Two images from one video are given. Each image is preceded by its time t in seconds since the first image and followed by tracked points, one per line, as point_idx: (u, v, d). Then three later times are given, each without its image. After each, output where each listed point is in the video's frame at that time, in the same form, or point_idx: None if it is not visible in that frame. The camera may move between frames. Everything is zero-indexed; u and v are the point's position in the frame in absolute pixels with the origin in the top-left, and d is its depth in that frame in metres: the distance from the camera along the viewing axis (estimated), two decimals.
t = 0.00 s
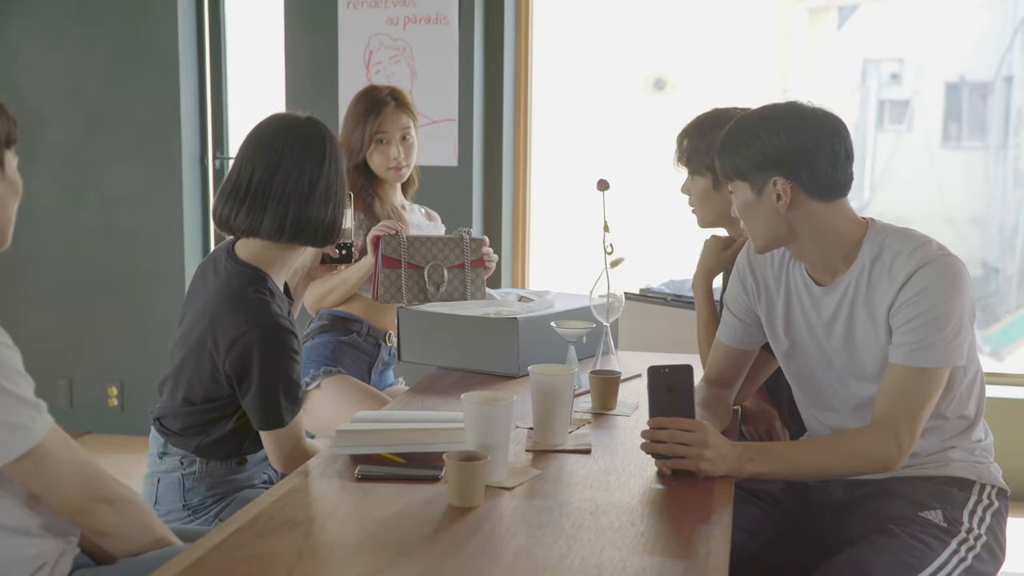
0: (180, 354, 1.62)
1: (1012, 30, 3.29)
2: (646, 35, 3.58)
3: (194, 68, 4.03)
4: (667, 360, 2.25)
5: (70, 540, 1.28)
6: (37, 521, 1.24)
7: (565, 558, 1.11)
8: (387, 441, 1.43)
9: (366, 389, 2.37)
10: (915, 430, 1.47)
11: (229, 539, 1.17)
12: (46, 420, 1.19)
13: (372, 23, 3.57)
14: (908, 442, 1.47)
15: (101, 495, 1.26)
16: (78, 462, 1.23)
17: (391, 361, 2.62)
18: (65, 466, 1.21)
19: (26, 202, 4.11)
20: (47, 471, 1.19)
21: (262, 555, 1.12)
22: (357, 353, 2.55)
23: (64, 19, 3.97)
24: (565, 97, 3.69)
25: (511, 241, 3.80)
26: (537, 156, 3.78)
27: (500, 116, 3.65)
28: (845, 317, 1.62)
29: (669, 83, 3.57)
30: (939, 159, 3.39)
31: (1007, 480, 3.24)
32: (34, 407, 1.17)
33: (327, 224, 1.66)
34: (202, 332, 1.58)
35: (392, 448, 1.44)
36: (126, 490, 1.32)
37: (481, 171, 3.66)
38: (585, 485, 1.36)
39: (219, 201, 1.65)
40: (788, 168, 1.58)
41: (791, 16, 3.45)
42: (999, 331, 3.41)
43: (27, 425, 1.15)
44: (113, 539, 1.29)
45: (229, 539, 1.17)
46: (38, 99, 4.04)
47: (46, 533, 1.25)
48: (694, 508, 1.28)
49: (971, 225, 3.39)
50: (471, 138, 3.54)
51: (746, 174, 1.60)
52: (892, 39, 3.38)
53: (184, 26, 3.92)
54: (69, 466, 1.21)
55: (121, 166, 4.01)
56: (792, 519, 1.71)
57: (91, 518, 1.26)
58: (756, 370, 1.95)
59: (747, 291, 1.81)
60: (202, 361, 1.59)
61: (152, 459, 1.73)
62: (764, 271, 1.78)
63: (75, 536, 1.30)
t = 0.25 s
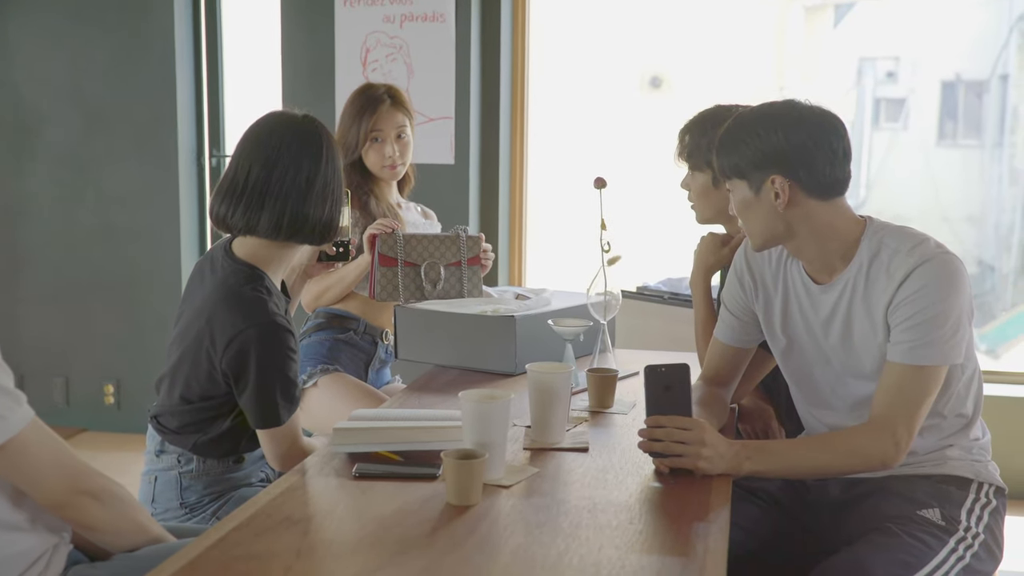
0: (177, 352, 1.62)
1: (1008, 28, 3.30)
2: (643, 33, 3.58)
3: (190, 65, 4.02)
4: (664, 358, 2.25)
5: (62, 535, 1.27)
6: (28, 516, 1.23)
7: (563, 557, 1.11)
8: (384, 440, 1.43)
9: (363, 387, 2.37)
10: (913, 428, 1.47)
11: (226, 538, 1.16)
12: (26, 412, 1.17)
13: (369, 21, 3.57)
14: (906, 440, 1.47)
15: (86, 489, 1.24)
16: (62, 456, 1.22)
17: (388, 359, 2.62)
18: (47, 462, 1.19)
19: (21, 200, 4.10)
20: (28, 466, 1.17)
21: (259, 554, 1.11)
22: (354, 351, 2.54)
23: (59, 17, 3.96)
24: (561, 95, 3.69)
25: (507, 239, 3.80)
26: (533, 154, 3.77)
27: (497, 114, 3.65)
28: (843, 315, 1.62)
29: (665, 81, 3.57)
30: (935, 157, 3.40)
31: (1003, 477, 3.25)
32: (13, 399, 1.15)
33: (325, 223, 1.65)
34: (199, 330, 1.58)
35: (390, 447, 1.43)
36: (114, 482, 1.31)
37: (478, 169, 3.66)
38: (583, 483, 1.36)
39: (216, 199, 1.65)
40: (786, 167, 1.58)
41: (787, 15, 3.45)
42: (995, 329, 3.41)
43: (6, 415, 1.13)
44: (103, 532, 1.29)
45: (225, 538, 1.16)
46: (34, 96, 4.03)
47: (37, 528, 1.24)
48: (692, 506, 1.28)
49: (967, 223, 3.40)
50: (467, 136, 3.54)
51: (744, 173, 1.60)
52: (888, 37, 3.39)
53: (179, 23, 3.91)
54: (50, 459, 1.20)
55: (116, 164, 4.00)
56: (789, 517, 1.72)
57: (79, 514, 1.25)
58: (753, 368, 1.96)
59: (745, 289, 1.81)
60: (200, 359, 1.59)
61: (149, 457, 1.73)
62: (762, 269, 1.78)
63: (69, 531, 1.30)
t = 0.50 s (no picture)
0: (176, 351, 1.62)
1: (1005, 28, 3.30)
2: (641, 33, 3.57)
3: (188, 64, 4.02)
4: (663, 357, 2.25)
5: (61, 533, 1.27)
6: (25, 514, 1.23)
7: (563, 556, 1.11)
8: (383, 439, 1.43)
9: (361, 386, 2.37)
10: (912, 428, 1.48)
11: (225, 537, 1.16)
12: (22, 409, 1.17)
13: (367, 20, 3.56)
14: (905, 440, 1.47)
15: (82, 486, 1.24)
16: (58, 454, 1.21)
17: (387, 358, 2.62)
18: (41, 459, 1.19)
19: (19, 199, 4.09)
20: (24, 464, 1.17)
21: (259, 553, 1.11)
22: (352, 351, 2.54)
23: (57, 15, 3.95)
24: (560, 94, 3.69)
25: (506, 239, 3.80)
26: (532, 153, 3.77)
27: (495, 113, 3.65)
28: (843, 315, 1.62)
29: (664, 81, 3.57)
30: (933, 157, 3.40)
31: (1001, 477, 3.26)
32: (9, 397, 1.15)
33: (324, 222, 1.65)
34: (199, 330, 1.58)
35: (389, 446, 1.43)
36: (109, 479, 1.31)
37: (476, 168, 3.66)
38: (582, 482, 1.36)
39: (215, 199, 1.65)
40: (787, 165, 1.58)
41: (785, 14, 3.45)
42: (993, 329, 3.42)
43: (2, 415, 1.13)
44: (100, 529, 1.29)
45: (224, 538, 1.16)
46: (31, 95, 4.02)
47: (35, 526, 1.24)
48: (692, 506, 1.28)
49: (965, 223, 3.41)
50: (466, 135, 3.53)
51: (744, 171, 1.60)
52: (886, 37, 3.39)
53: (178, 22, 3.91)
54: (46, 456, 1.19)
55: (114, 162, 3.99)
56: (787, 516, 1.72)
57: (75, 511, 1.25)
58: (751, 367, 1.96)
59: (744, 288, 1.81)
60: (199, 359, 1.59)
61: (148, 456, 1.73)
62: (761, 268, 1.78)
63: (68, 529, 1.29)
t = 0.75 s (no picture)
0: (179, 353, 1.62)
1: (1007, 30, 3.30)
2: (643, 34, 3.58)
3: (191, 65, 4.02)
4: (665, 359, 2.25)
5: (64, 536, 1.27)
6: (27, 515, 1.23)
7: (566, 558, 1.11)
8: (385, 440, 1.43)
9: (363, 387, 2.37)
10: (914, 430, 1.48)
11: (228, 539, 1.16)
12: (27, 413, 1.17)
13: (370, 21, 3.57)
14: (907, 442, 1.47)
15: (85, 489, 1.24)
16: (61, 457, 1.21)
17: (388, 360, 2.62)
18: (46, 463, 1.19)
19: (21, 199, 4.09)
20: (28, 467, 1.17)
21: (262, 554, 1.11)
22: (354, 352, 2.54)
23: (60, 16, 3.96)
24: (562, 96, 3.69)
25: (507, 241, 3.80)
26: (534, 154, 3.78)
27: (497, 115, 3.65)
28: (845, 318, 1.62)
29: (666, 82, 3.57)
30: (935, 159, 3.40)
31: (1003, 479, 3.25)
32: (14, 400, 1.15)
33: (326, 224, 1.65)
34: (201, 331, 1.58)
35: (391, 448, 1.43)
36: (113, 482, 1.31)
37: (478, 169, 3.66)
38: (585, 484, 1.36)
39: (218, 200, 1.65)
40: (791, 167, 1.58)
41: (788, 16, 3.45)
42: (994, 331, 3.42)
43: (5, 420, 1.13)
44: (103, 532, 1.29)
45: (227, 539, 1.16)
46: (34, 96, 4.03)
47: (38, 528, 1.24)
48: (695, 509, 1.28)
49: (967, 225, 3.41)
50: (468, 137, 3.54)
51: (748, 173, 1.60)
52: (889, 39, 3.39)
53: (181, 23, 3.91)
54: (49, 459, 1.19)
55: (116, 163, 4.00)
56: (789, 519, 1.72)
57: (78, 514, 1.25)
58: (754, 370, 1.96)
59: (746, 291, 1.81)
60: (201, 360, 1.59)
61: (150, 458, 1.73)
62: (763, 271, 1.78)
63: (71, 530, 1.30)
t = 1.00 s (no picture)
0: (179, 356, 1.62)
1: (1007, 33, 3.31)
2: (644, 37, 3.58)
3: (192, 68, 4.02)
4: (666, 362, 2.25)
5: (64, 539, 1.28)
6: (26, 519, 1.23)
7: (566, 560, 1.11)
8: (386, 443, 1.43)
9: (363, 390, 2.37)
10: (914, 433, 1.48)
11: (228, 541, 1.16)
12: (30, 419, 1.16)
13: (370, 24, 3.57)
14: (907, 445, 1.47)
15: (85, 493, 1.24)
16: (62, 461, 1.21)
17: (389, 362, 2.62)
18: (48, 469, 1.19)
19: (22, 201, 4.10)
20: (29, 472, 1.17)
21: (263, 557, 1.11)
22: (354, 354, 2.55)
23: (61, 18, 3.97)
24: (563, 98, 3.69)
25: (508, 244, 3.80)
26: (534, 157, 3.78)
27: (498, 117, 3.66)
28: (846, 321, 1.62)
29: (666, 85, 3.57)
30: (936, 162, 3.40)
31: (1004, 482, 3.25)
32: (17, 406, 1.15)
33: (326, 227, 1.65)
34: (202, 334, 1.58)
35: (392, 450, 1.44)
36: (114, 487, 1.31)
37: (479, 171, 3.66)
38: (585, 487, 1.36)
39: (219, 202, 1.65)
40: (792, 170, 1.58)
41: (788, 18, 3.46)
42: (995, 334, 3.42)
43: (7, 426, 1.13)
44: (105, 537, 1.29)
45: (228, 542, 1.16)
46: (35, 98, 4.03)
47: (37, 531, 1.24)
48: (696, 511, 1.28)
49: (967, 228, 3.41)
50: (469, 139, 3.54)
51: (750, 175, 1.60)
52: (889, 41, 3.39)
53: (182, 25, 3.92)
54: (51, 463, 1.19)
55: (117, 166, 4.00)
56: (790, 522, 1.72)
57: (78, 517, 1.25)
58: (754, 373, 1.96)
59: (746, 293, 1.81)
60: (201, 363, 1.59)
61: (150, 460, 1.73)
62: (763, 273, 1.78)
63: (71, 533, 1.30)
